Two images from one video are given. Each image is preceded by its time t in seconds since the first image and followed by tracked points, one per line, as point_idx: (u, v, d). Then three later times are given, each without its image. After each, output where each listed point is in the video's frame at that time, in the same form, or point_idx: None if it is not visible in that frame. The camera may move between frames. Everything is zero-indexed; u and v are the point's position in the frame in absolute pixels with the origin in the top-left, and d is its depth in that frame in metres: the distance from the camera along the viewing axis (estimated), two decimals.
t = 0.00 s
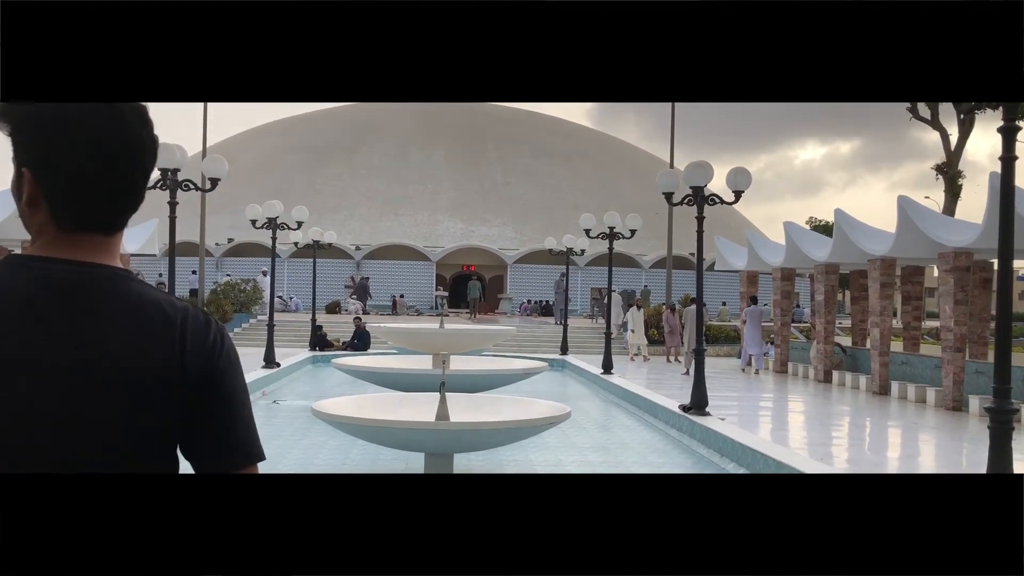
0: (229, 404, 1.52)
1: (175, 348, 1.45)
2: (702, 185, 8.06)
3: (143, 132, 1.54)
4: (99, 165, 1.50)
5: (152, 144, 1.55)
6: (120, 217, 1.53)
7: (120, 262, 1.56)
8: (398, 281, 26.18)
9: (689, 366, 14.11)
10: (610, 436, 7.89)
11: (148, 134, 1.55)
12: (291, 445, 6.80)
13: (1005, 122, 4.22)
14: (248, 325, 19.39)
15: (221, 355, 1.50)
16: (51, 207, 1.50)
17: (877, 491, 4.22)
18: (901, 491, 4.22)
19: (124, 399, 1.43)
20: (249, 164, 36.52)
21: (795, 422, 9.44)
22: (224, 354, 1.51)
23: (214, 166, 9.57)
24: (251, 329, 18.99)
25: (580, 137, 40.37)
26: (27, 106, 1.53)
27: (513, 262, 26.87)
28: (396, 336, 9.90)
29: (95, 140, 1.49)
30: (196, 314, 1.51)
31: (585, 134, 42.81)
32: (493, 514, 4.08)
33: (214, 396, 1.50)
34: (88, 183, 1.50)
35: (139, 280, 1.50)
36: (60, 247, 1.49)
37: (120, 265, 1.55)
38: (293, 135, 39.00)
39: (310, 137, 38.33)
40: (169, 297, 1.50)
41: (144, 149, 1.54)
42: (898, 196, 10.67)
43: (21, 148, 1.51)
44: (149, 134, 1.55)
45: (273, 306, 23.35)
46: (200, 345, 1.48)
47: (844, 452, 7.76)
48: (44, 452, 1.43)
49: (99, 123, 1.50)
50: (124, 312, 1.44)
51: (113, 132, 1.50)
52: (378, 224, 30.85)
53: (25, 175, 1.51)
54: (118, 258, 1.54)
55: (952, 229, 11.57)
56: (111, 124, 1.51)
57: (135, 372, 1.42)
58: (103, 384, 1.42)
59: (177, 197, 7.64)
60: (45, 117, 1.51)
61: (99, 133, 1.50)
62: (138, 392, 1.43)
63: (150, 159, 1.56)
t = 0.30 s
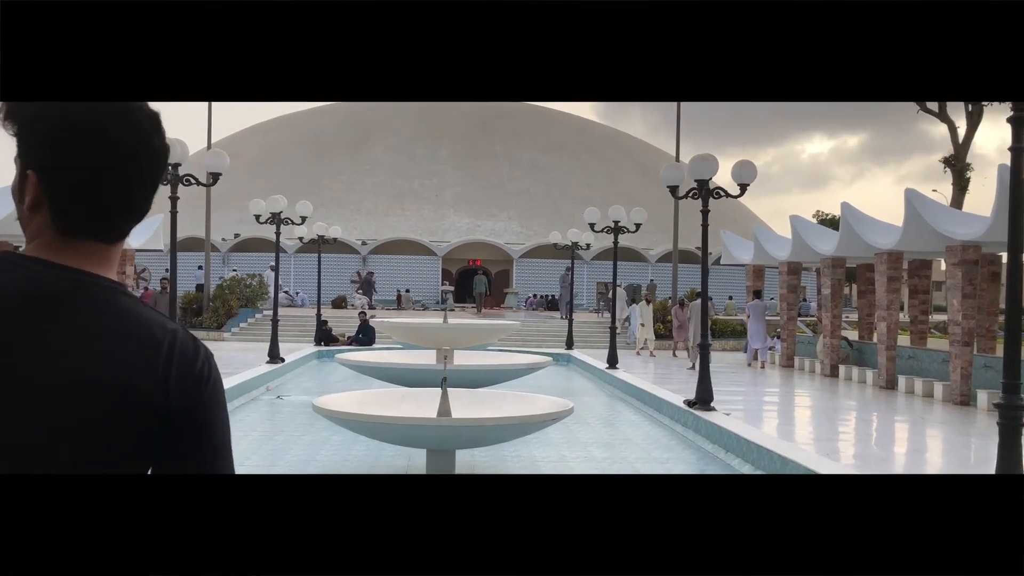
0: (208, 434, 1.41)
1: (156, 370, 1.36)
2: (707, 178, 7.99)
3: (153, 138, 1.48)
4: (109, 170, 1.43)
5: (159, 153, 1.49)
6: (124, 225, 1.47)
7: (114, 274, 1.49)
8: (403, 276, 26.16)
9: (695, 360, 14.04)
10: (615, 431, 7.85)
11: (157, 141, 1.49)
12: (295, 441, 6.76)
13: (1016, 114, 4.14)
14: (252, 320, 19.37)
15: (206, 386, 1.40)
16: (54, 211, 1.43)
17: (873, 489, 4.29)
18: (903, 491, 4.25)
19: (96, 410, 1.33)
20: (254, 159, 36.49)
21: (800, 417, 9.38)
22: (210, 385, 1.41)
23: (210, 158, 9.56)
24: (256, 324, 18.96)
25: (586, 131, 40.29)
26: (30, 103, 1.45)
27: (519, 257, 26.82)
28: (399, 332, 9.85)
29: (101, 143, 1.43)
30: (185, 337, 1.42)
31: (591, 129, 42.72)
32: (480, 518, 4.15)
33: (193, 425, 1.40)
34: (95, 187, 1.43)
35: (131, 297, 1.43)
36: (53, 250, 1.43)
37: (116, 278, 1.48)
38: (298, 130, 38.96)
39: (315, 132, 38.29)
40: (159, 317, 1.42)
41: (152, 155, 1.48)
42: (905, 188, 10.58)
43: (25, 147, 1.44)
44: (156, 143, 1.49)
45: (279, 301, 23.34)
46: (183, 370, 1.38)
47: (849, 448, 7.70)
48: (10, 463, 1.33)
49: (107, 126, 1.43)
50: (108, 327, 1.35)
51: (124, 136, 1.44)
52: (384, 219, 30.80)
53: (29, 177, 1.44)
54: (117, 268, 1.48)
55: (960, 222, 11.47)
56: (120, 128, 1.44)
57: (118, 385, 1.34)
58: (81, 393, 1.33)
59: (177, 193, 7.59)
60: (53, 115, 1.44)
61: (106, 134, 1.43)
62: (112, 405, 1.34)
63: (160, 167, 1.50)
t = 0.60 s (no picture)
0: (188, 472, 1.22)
1: (133, 398, 1.17)
2: (714, 172, 7.88)
3: (172, 157, 1.33)
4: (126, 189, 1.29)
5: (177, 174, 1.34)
6: (128, 246, 1.33)
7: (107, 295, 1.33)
8: (409, 271, 26.08)
9: (702, 356, 13.94)
10: (621, 429, 7.74)
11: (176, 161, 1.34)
12: (297, 439, 6.67)
13: None
14: (257, 316, 19.32)
15: (187, 417, 1.21)
16: (54, 224, 1.27)
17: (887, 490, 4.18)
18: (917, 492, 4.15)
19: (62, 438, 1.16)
20: (260, 154, 36.46)
21: (808, 414, 9.27)
22: (192, 419, 1.22)
23: (214, 153, 9.44)
24: (261, 319, 18.92)
25: (593, 126, 40.14)
26: (49, 107, 1.30)
27: (525, 252, 26.71)
28: (403, 328, 9.76)
29: (116, 159, 1.28)
30: (170, 368, 1.25)
31: (599, 123, 42.58)
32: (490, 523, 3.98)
33: (169, 464, 1.21)
34: (104, 207, 1.28)
35: (119, 323, 1.26)
36: (43, 264, 1.28)
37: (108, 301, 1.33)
38: (304, 125, 38.92)
39: (322, 127, 38.23)
40: (144, 345, 1.25)
41: (170, 180, 1.33)
42: (915, 182, 10.45)
43: (33, 152, 1.28)
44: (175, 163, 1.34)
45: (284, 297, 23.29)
46: (162, 399, 1.19)
47: (858, 445, 7.59)
48: None
49: (127, 140, 1.29)
50: (87, 350, 1.18)
51: (144, 155, 1.29)
52: (390, 214, 30.72)
53: (31, 185, 1.28)
54: (107, 291, 1.34)
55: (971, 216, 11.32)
56: (139, 142, 1.29)
57: (87, 412, 1.16)
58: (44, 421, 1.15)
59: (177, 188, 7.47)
60: (66, 119, 1.28)
61: (123, 147, 1.28)
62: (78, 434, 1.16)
63: (174, 188, 1.35)
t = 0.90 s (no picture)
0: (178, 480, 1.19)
1: (126, 401, 1.15)
2: (718, 168, 7.84)
3: (173, 159, 1.31)
4: (128, 190, 1.27)
5: (179, 176, 1.32)
6: (127, 247, 1.30)
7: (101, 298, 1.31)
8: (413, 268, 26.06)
9: (707, 353, 13.90)
10: (625, 426, 7.70)
11: (178, 164, 1.32)
12: (300, 436, 6.66)
13: None
14: (262, 312, 19.32)
15: (179, 423, 1.18)
16: (50, 221, 1.25)
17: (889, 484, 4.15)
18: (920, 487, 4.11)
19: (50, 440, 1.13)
20: (265, 151, 36.45)
21: (813, 411, 9.22)
22: (181, 425, 1.19)
23: (217, 149, 9.45)
24: (266, 316, 18.91)
25: (599, 123, 40.08)
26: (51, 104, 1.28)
27: (530, 249, 26.66)
28: (407, 325, 9.73)
29: (115, 157, 1.26)
30: (163, 372, 1.22)
31: (604, 119, 42.52)
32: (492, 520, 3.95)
33: (159, 468, 1.18)
34: (102, 209, 1.26)
35: (112, 325, 1.24)
36: (35, 260, 1.25)
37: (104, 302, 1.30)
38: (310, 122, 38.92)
39: (327, 124, 38.23)
40: (138, 349, 1.22)
41: (171, 183, 1.31)
42: (921, 178, 10.40)
43: (33, 148, 1.26)
44: (176, 165, 1.32)
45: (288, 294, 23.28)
46: (154, 406, 1.16)
47: (863, 442, 7.54)
48: None
49: (128, 139, 1.26)
50: (79, 351, 1.16)
51: (147, 157, 1.27)
52: (395, 210, 30.70)
53: (28, 180, 1.26)
54: (101, 293, 1.31)
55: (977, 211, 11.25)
56: (139, 141, 1.27)
57: (77, 418, 1.14)
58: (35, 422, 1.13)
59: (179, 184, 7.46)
60: (68, 114, 1.26)
61: (123, 145, 1.26)
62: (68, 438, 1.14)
63: (176, 191, 1.33)
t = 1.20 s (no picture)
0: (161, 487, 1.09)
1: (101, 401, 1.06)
2: (718, 163, 7.74)
3: (152, 135, 1.19)
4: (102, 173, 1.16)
5: (159, 153, 1.20)
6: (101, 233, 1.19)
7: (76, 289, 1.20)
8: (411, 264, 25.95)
9: (705, 350, 13.82)
10: (623, 424, 7.61)
11: (157, 140, 1.20)
12: (293, 434, 6.55)
13: None
14: (259, 309, 19.21)
15: (158, 426, 1.08)
16: (17, 206, 1.14)
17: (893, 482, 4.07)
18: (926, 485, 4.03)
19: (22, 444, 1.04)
20: (262, 146, 36.30)
21: (811, 409, 9.13)
22: (164, 426, 1.09)
23: (211, 144, 9.35)
24: (262, 313, 18.81)
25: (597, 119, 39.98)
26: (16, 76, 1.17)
27: (528, 245, 26.55)
28: (402, 321, 9.63)
29: (85, 132, 1.14)
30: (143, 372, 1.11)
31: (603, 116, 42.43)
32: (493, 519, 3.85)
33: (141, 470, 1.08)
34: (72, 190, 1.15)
35: (89, 321, 1.15)
36: None
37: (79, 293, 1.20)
38: (307, 118, 38.78)
39: (325, 120, 38.08)
40: (114, 346, 1.12)
41: (150, 160, 1.19)
42: (922, 174, 10.31)
43: None
44: (157, 140, 1.20)
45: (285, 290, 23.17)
46: (129, 408, 1.06)
47: (863, 441, 7.46)
48: None
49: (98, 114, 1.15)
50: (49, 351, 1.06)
51: (122, 133, 1.16)
52: (393, 207, 30.57)
53: None
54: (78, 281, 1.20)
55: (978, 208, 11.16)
56: (112, 115, 1.16)
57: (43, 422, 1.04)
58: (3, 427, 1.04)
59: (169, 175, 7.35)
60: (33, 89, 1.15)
61: (94, 120, 1.15)
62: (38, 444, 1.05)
63: (154, 171, 1.21)
